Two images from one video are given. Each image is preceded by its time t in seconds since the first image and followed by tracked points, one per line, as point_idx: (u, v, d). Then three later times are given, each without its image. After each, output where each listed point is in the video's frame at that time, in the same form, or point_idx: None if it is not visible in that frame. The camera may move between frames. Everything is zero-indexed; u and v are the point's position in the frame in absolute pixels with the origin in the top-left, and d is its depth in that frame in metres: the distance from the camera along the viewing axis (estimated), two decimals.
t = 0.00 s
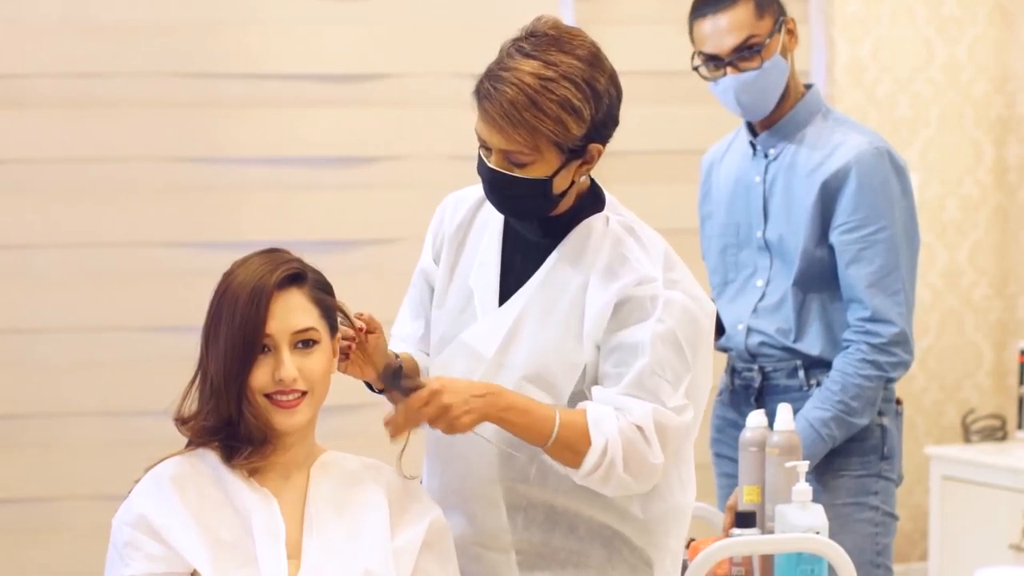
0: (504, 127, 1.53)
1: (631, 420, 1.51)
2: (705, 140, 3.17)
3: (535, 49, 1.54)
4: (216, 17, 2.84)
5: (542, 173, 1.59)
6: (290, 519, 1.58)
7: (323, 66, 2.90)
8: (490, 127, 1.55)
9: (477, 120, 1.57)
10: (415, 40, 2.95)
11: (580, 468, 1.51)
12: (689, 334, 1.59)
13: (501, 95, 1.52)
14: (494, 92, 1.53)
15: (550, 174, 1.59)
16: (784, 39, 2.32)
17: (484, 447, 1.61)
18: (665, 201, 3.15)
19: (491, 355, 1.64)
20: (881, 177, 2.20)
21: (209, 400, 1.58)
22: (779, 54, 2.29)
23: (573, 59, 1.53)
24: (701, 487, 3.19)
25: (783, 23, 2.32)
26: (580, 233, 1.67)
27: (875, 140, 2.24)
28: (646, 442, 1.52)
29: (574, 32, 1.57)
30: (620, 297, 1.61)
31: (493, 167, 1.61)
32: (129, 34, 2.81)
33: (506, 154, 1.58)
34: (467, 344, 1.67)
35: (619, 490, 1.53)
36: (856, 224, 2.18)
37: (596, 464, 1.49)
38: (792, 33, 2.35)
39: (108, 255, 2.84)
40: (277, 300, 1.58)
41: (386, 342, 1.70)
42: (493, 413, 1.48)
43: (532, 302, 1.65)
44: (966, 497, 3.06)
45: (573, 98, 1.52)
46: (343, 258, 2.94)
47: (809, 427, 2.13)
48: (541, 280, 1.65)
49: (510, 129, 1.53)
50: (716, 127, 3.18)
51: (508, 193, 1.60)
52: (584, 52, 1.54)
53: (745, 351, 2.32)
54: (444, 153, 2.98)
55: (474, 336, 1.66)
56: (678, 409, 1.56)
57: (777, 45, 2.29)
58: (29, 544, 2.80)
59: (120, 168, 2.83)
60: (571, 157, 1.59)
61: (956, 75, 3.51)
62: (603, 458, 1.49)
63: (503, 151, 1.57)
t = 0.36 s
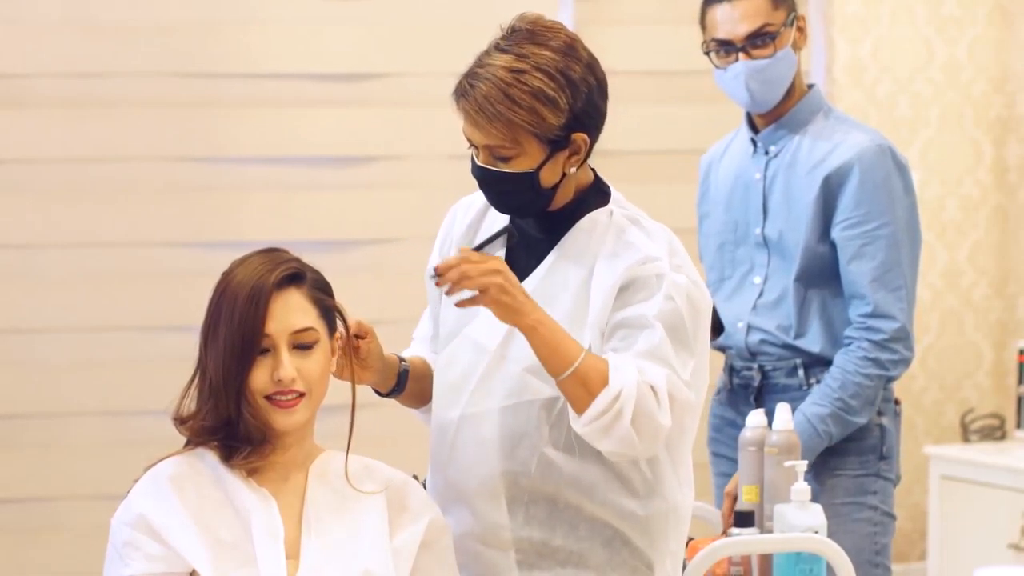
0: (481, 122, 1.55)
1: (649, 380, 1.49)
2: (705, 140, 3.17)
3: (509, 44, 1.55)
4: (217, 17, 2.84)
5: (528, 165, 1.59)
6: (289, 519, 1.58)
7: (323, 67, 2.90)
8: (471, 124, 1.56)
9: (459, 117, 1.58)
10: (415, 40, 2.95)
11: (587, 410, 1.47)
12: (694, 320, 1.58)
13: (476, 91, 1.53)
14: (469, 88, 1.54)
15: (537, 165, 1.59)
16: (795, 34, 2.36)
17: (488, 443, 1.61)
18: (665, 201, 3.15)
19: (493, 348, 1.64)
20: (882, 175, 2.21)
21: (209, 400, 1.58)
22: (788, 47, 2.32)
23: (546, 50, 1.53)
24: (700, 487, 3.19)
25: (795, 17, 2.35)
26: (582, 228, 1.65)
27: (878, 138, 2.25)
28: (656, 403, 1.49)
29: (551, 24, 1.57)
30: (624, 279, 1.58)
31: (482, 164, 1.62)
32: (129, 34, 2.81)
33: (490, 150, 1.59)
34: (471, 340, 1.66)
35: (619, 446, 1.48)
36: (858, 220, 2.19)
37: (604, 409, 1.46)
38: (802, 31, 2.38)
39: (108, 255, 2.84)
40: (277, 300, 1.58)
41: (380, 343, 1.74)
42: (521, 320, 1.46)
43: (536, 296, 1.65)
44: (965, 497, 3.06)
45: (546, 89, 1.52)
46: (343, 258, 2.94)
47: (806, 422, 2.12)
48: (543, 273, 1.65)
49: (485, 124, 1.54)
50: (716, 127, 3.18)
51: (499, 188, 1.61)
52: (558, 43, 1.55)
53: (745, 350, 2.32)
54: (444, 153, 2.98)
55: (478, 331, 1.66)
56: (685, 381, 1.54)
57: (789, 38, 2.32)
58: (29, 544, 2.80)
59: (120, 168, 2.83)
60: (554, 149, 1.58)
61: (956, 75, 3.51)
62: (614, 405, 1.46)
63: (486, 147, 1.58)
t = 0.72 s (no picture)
0: (466, 112, 1.55)
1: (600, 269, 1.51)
2: (705, 140, 3.17)
3: (488, 36, 1.57)
4: (217, 17, 2.84)
5: (516, 154, 1.59)
6: (290, 519, 1.58)
7: (323, 67, 2.90)
8: (458, 116, 1.57)
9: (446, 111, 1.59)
10: (416, 40, 2.95)
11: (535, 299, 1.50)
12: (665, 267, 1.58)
13: (460, 82, 1.54)
14: (451, 80, 1.55)
15: (526, 153, 1.59)
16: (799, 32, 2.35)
17: (488, 435, 1.62)
18: (665, 201, 3.15)
19: (492, 338, 1.64)
20: (887, 169, 2.20)
21: (209, 400, 1.58)
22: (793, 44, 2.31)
23: (523, 37, 1.54)
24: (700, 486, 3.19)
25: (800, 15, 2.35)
26: (573, 212, 1.65)
27: (880, 133, 2.24)
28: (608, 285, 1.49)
29: (527, 15, 1.59)
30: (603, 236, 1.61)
31: (474, 158, 1.63)
32: (129, 34, 2.81)
33: (479, 140, 1.59)
34: (473, 334, 1.67)
35: (579, 327, 1.48)
36: (862, 214, 2.18)
37: (549, 292, 1.49)
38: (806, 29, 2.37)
39: (108, 255, 2.84)
40: (277, 300, 1.58)
41: (406, 356, 1.72)
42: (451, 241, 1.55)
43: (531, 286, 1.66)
44: (966, 497, 3.06)
45: (526, 73, 1.53)
46: (344, 258, 2.94)
47: (812, 413, 2.11)
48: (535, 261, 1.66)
49: (470, 112, 1.55)
50: (716, 127, 3.18)
51: (494, 180, 1.61)
52: (534, 29, 1.56)
53: (748, 349, 2.32)
54: (444, 153, 2.99)
55: (480, 323, 1.67)
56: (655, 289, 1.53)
57: (792, 35, 2.32)
58: (29, 544, 2.80)
59: (120, 168, 2.83)
60: (541, 134, 1.58)
61: (956, 75, 3.51)
62: (558, 283, 1.49)
63: (474, 137, 1.59)
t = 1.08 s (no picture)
0: (462, 115, 1.55)
1: (574, 247, 1.50)
2: (705, 140, 3.17)
3: (481, 39, 1.57)
4: (217, 17, 2.84)
5: (513, 155, 1.59)
6: (290, 520, 1.58)
7: (323, 67, 2.90)
8: (452, 120, 1.57)
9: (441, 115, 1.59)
10: (416, 40, 2.95)
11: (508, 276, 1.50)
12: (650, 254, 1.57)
13: (455, 86, 1.54)
14: (445, 83, 1.55)
15: (523, 154, 1.59)
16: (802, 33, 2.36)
17: (486, 431, 1.62)
18: (665, 201, 3.15)
19: (490, 335, 1.65)
20: (893, 166, 2.20)
21: (209, 401, 1.58)
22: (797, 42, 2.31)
23: (516, 38, 1.55)
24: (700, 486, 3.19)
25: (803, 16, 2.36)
26: (570, 211, 1.65)
27: (884, 131, 2.24)
28: (580, 259, 1.48)
29: (519, 17, 1.59)
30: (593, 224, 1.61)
31: (471, 161, 1.63)
32: (129, 34, 2.81)
33: (476, 143, 1.59)
34: (473, 331, 1.67)
35: (550, 298, 1.47)
36: (871, 213, 2.18)
37: (519, 268, 1.49)
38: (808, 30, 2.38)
39: (108, 255, 2.84)
40: (277, 301, 1.58)
41: (401, 355, 1.71)
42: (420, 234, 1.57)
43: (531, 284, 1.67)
44: (966, 497, 3.06)
45: (520, 73, 1.53)
46: (344, 258, 2.94)
47: (822, 390, 2.12)
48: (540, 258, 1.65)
49: (465, 114, 1.54)
50: (716, 127, 3.18)
51: (493, 181, 1.60)
52: (526, 30, 1.56)
53: (751, 349, 2.31)
54: (445, 153, 2.99)
55: (479, 320, 1.67)
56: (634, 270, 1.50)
57: (796, 34, 2.32)
58: (29, 544, 2.80)
59: (120, 168, 2.83)
60: (538, 134, 1.58)
61: (956, 75, 3.51)
62: (529, 258, 1.49)
63: (471, 140, 1.58)
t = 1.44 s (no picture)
0: (456, 117, 1.55)
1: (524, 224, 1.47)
2: (704, 140, 3.17)
3: (476, 40, 1.57)
4: (218, 17, 2.85)
5: (508, 156, 1.59)
6: (290, 520, 1.58)
7: (323, 66, 2.90)
8: (447, 121, 1.57)
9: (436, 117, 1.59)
10: (416, 40, 2.95)
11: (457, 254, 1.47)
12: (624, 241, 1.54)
13: (450, 87, 1.54)
14: (440, 86, 1.55)
15: (518, 155, 1.59)
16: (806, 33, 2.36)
17: (475, 429, 1.62)
18: (665, 201, 3.15)
19: (483, 332, 1.65)
20: (899, 165, 2.20)
21: (209, 401, 1.58)
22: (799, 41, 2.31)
23: (511, 40, 1.54)
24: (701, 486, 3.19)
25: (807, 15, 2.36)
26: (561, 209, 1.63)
27: (890, 129, 2.25)
28: (528, 234, 1.45)
29: (513, 17, 1.59)
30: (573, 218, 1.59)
31: (467, 161, 1.63)
32: (129, 34, 2.81)
33: (472, 145, 1.59)
34: (468, 330, 1.68)
35: (495, 271, 1.44)
36: (880, 211, 2.18)
37: (465, 245, 1.46)
38: (813, 29, 2.37)
39: (108, 255, 2.84)
40: (276, 302, 1.58)
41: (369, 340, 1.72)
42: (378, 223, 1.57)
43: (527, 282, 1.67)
44: (966, 497, 3.06)
45: (515, 74, 1.53)
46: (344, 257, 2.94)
47: (831, 376, 2.10)
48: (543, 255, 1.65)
49: (460, 116, 1.54)
50: (716, 127, 3.18)
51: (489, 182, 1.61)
52: (521, 31, 1.56)
53: (756, 347, 2.31)
54: (445, 153, 2.99)
55: (474, 320, 1.68)
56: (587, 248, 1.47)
57: (799, 32, 2.32)
58: (29, 544, 2.80)
59: (120, 168, 2.83)
60: (533, 135, 1.57)
61: (956, 75, 3.51)
62: (476, 234, 1.46)
63: (466, 142, 1.59)
